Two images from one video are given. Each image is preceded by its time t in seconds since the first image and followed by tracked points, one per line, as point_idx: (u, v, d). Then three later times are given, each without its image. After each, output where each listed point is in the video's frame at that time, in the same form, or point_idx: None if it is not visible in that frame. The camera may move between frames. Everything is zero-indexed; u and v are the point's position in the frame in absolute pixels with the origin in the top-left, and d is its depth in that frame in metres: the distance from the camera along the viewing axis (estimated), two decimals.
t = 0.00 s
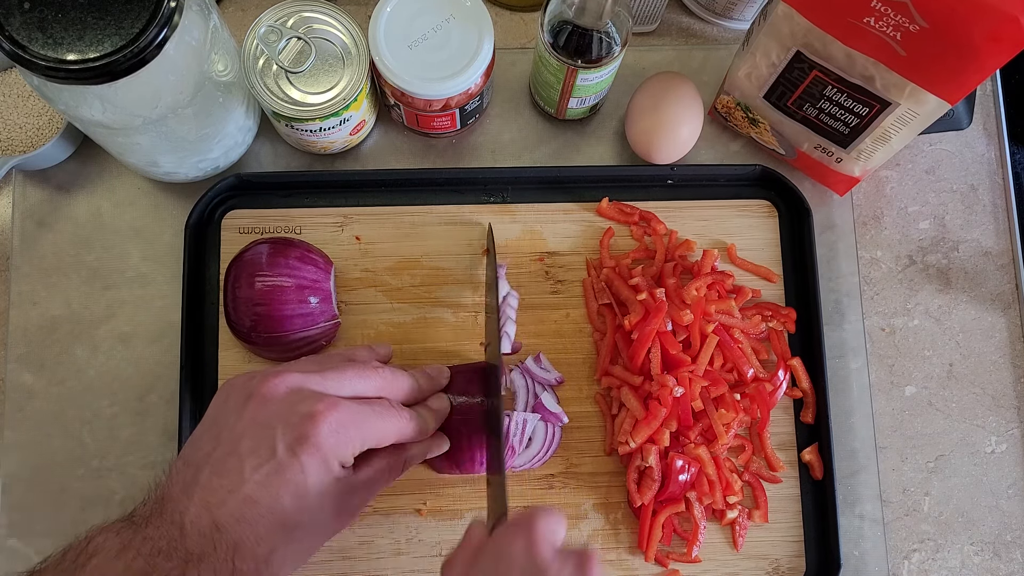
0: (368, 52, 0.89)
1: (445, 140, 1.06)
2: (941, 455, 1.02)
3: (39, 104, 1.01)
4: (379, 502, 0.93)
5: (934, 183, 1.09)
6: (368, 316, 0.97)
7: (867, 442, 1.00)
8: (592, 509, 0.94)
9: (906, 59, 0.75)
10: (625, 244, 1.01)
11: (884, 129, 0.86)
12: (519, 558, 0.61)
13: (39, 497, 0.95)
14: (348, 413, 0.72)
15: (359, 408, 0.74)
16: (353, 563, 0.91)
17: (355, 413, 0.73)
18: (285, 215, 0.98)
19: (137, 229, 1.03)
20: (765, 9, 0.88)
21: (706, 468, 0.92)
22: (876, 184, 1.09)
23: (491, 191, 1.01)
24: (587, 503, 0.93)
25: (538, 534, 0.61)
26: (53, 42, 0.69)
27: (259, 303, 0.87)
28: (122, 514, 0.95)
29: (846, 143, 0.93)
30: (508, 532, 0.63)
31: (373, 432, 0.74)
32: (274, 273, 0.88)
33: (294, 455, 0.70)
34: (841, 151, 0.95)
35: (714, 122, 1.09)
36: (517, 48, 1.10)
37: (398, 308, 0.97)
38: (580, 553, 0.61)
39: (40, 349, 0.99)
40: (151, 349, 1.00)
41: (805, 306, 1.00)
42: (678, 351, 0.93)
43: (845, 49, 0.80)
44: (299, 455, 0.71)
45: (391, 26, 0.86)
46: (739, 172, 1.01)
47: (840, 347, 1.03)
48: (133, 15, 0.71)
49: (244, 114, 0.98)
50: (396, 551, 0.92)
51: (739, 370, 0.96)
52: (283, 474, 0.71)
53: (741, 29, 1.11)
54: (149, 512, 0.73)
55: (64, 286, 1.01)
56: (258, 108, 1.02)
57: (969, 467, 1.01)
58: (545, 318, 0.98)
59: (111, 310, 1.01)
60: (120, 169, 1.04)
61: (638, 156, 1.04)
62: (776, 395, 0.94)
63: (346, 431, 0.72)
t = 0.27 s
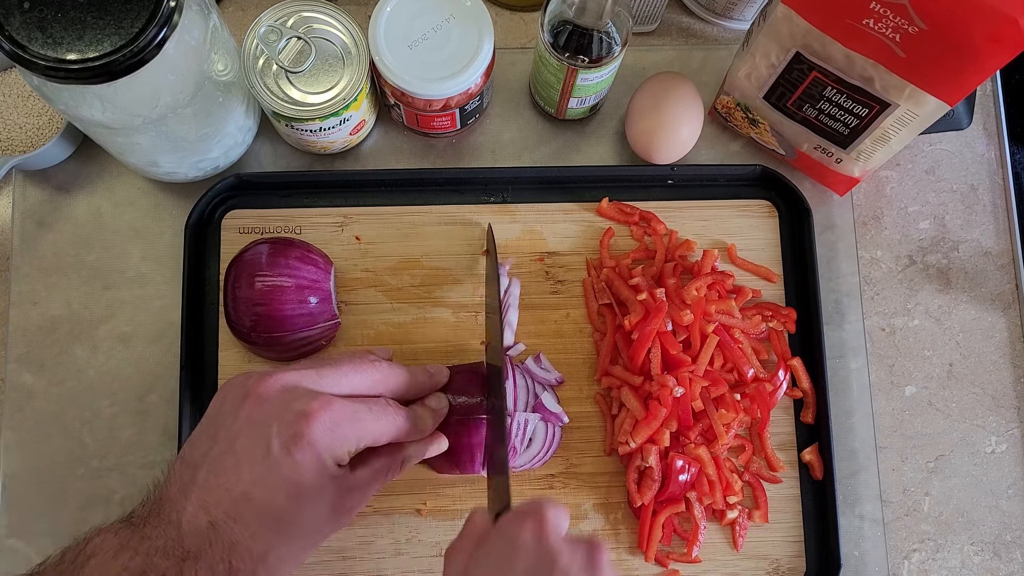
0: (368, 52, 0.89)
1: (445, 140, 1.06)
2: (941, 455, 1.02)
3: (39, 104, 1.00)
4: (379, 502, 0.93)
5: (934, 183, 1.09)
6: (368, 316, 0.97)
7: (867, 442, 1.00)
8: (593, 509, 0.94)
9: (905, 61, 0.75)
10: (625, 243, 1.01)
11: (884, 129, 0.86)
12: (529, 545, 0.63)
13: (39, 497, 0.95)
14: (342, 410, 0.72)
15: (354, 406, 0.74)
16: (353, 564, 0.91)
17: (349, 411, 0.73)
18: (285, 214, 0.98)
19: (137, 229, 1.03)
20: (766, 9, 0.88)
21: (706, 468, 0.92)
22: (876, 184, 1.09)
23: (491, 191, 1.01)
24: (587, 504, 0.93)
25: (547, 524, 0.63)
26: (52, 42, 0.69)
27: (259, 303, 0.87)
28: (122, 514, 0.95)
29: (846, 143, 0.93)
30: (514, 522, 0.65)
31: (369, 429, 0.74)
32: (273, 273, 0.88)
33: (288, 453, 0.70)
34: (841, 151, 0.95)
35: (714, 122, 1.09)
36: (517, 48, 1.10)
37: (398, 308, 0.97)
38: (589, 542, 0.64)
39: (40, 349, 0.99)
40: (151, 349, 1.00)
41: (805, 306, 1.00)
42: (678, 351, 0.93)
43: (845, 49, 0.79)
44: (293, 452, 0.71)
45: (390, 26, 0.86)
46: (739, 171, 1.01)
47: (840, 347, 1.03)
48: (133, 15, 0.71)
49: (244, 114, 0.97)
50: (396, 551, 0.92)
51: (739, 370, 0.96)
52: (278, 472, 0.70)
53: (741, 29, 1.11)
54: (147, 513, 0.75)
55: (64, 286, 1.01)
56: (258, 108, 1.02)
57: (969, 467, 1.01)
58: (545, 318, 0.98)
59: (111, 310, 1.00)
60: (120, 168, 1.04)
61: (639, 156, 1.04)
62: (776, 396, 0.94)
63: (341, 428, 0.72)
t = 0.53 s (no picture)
0: (368, 52, 0.89)
1: (445, 140, 1.06)
2: (941, 455, 1.02)
3: (39, 104, 1.01)
4: (379, 502, 0.93)
5: (934, 183, 1.09)
6: (368, 316, 0.97)
7: (867, 442, 1.00)
8: (592, 510, 0.94)
9: (905, 61, 0.75)
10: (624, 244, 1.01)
11: (884, 129, 0.86)
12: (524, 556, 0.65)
13: (39, 497, 0.95)
14: (336, 411, 0.73)
15: (347, 408, 0.74)
16: (353, 564, 0.91)
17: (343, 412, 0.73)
18: (285, 215, 0.98)
19: (137, 229, 1.03)
20: (766, 9, 0.88)
21: (706, 468, 0.92)
22: (876, 184, 1.09)
23: (491, 192, 1.01)
24: (587, 504, 0.94)
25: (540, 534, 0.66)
26: (53, 42, 0.69)
27: (259, 303, 0.87)
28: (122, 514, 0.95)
29: (846, 143, 0.93)
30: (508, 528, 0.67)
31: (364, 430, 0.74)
32: (274, 274, 0.88)
33: (283, 456, 0.70)
34: (841, 151, 0.95)
35: (714, 122, 1.09)
36: (517, 49, 1.10)
37: (398, 308, 0.97)
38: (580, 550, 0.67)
39: (40, 349, 0.99)
40: (151, 350, 1.00)
41: (805, 306, 1.00)
42: (678, 351, 0.93)
43: (845, 50, 0.80)
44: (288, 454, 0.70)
45: (390, 26, 0.86)
46: (739, 172, 1.01)
47: (840, 347, 1.03)
48: (133, 15, 0.71)
49: (244, 114, 0.98)
50: (396, 552, 0.92)
51: (739, 370, 0.96)
52: (273, 475, 0.70)
53: (741, 28, 1.11)
54: (146, 516, 0.74)
55: (64, 286, 1.01)
56: (258, 108, 1.02)
57: (969, 467, 1.01)
58: (545, 318, 0.98)
59: (111, 311, 1.01)
60: (120, 169, 1.04)
61: (638, 156, 1.04)
62: (776, 396, 0.94)
63: (335, 430, 0.72)
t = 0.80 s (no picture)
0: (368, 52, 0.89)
1: (445, 140, 1.06)
2: (941, 455, 1.02)
3: (39, 104, 1.01)
4: (379, 502, 0.93)
5: (934, 183, 1.09)
6: (368, 316, 0.97)
7: (867, 442, 1.00)
8: (592, 510, 0.94)
9: (906, 59, 0.75)
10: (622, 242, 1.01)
11: (884, 129, 0.86)
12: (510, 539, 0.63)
13: (38, 497, 0.95)
14: (336, 407, 0.72)
15: (348, 403, 0.74)
16: (353, 564, 0.91)
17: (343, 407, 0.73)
18: (285, 214, 0.98)
19: (137, 229, 1.03)
20: (765, 9, 0.88)
21: (706, 468, 0.92)
22: (876, 184, 1.09)
23: (491, 191, 1.01)
24: (587, 504, 0.93)
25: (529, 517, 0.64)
26: (53, 42, 0.69)
27: (259, 303, 0.87)
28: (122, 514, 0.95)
29: (846, 143, 0.93)
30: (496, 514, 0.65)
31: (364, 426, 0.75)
32: (274, 273, 0.88)
33: (281, 451, 0.71)
34: (841, 151, 0.95)
35: (714, 122, 1.09)
36: (517, 49, 1.10)
37: (398, 308, 0.97)
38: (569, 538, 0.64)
39: (40, 349, 0.99)
40: (151, 349, 1.00)
41: (805, 306, 1.00)
42: (678, 351, 0.93)
43: (845, 49, 0.80)
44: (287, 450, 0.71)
45: (391, 26, 0.86)
46: (739, 171, 1.01)
47: (840, 347, 1.03)
48: (133, 15, 0.71)
49: (244, 114, 0.98)
50: (396, 551, 0.92)
51: (739, 370, 0.96)
52: (271, 469, 0.71)
53: (741, 29, 1.11)
54: (144, 511, 0.75)
55: (64, 286, 1.01)
56: (258, 108, 1.02)
57: (969, 467, 1.01)
58: (545, 318, 0.98)
59: (111, 310, 1.01)
60: (120, 168, 1.04)
61: (639, 156, 1.04)
62: (776, 395, 0.94)
63: (334, 426, 0.72)
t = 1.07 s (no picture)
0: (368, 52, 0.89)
1: (445, 140, 1.06)
2: (941, 455, 1.02)
3: (39, 104, 1.00)
4: (379, 502, 0.93)
5: (934, 183, 1.09)
6: (368, 316, 0.97)
7: (867, 442, 1.00)
8: (592, 509, 0.94)
9: (905, 62, 0.75)
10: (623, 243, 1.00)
11: (884, 129, 0.86)
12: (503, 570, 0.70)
13: (38, 497, 0.95)
14: (334, 404, 0.73)
15: (346, 401, 0.75)
16: (353, 564, 0.91)
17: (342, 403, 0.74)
18: (285, 214, 0.98)
19: (136, 229, 1.03)
20: (765, 9, 0.88)
21: (706, 468, 0.92)
22: (876, 184, 1.09)
23: (491, 191, 1.01)
24: (587, 504, 0.93)
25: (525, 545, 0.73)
26: (52, 42, 0.69)
27: (259, 303, 0.87)
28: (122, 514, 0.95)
29: (846, 143, 0.93)
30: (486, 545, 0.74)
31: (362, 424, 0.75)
32: (274, 273, 0.88)
33: (279, 448, 0.71)
34: (841, 151, 0.95)
35: (714, 122, 1.09)
36: (517, 49, 1.10)
37: (397, 308, 0.97)
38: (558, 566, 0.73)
39: (40, 349, 0.99)
40: (151, 349, 1.00)
41: (805, 306, 1.00)
42: (677, 351, 0.93)
43: (845, 50, 0.79)
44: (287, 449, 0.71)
45: (390, 26, 0.86)
46: (739, 171, 1.01)
47: (840, 347, 1.03)
48: (133, 15, 0.71)
49: (244, 114, 0.97)
50: (396, 552, 0.92)
51: (739, 370, 0.96)
52: (269, 467, 0.71)
53: (741, 29, 1.11)
54: (143, 507, 0.75)
55: (64, 286, 1.01)
56: (258, 108, 1.02)
57: (969, 467, 1.01)
58: (545, 318, 0.98)
59: (111, 310, 1.00)
60: (120, 168, 1.04)
61: (639, 156, 1.04)
62: (776, 395, 0.94)
63: (332, 424, 0.73)
